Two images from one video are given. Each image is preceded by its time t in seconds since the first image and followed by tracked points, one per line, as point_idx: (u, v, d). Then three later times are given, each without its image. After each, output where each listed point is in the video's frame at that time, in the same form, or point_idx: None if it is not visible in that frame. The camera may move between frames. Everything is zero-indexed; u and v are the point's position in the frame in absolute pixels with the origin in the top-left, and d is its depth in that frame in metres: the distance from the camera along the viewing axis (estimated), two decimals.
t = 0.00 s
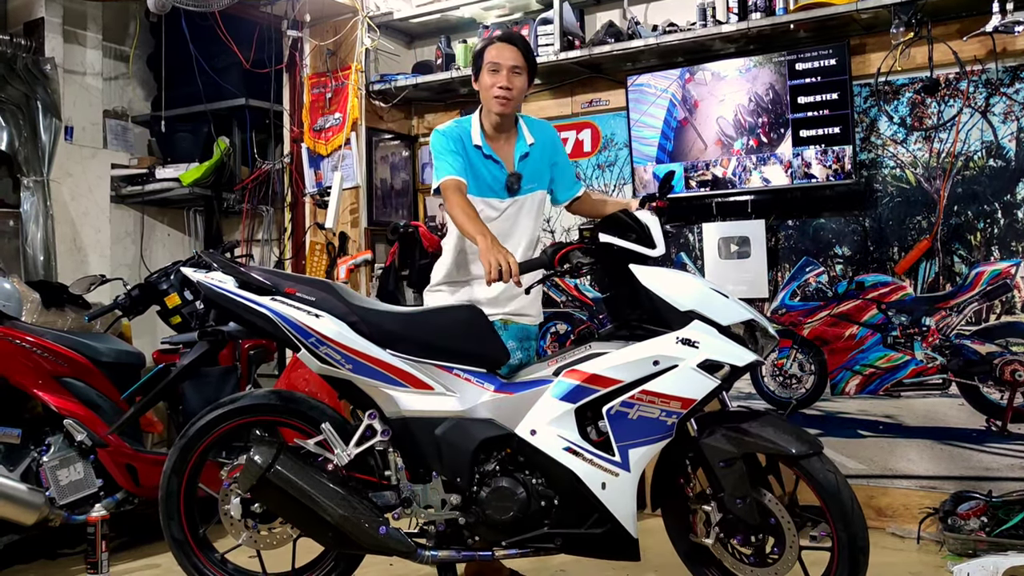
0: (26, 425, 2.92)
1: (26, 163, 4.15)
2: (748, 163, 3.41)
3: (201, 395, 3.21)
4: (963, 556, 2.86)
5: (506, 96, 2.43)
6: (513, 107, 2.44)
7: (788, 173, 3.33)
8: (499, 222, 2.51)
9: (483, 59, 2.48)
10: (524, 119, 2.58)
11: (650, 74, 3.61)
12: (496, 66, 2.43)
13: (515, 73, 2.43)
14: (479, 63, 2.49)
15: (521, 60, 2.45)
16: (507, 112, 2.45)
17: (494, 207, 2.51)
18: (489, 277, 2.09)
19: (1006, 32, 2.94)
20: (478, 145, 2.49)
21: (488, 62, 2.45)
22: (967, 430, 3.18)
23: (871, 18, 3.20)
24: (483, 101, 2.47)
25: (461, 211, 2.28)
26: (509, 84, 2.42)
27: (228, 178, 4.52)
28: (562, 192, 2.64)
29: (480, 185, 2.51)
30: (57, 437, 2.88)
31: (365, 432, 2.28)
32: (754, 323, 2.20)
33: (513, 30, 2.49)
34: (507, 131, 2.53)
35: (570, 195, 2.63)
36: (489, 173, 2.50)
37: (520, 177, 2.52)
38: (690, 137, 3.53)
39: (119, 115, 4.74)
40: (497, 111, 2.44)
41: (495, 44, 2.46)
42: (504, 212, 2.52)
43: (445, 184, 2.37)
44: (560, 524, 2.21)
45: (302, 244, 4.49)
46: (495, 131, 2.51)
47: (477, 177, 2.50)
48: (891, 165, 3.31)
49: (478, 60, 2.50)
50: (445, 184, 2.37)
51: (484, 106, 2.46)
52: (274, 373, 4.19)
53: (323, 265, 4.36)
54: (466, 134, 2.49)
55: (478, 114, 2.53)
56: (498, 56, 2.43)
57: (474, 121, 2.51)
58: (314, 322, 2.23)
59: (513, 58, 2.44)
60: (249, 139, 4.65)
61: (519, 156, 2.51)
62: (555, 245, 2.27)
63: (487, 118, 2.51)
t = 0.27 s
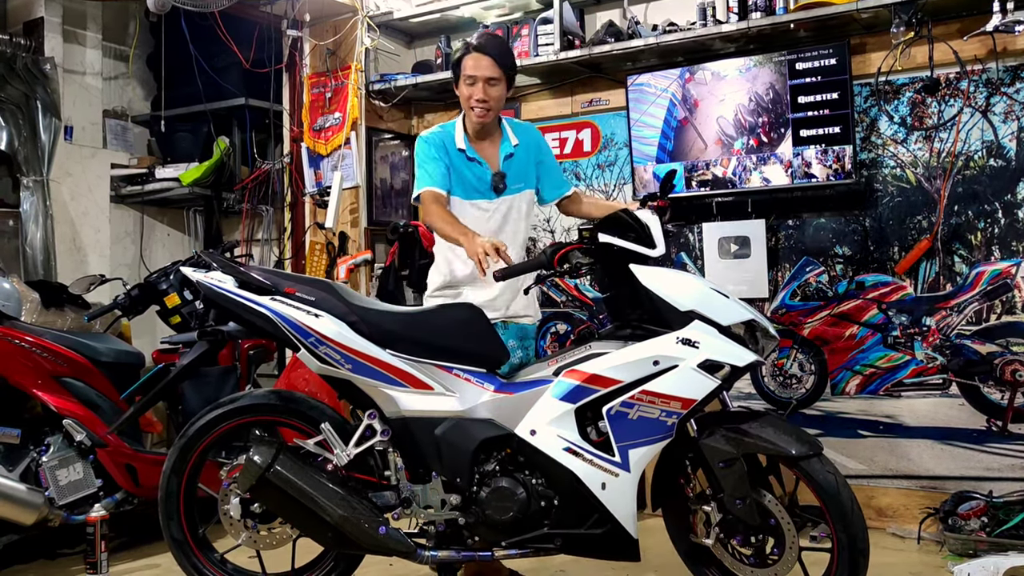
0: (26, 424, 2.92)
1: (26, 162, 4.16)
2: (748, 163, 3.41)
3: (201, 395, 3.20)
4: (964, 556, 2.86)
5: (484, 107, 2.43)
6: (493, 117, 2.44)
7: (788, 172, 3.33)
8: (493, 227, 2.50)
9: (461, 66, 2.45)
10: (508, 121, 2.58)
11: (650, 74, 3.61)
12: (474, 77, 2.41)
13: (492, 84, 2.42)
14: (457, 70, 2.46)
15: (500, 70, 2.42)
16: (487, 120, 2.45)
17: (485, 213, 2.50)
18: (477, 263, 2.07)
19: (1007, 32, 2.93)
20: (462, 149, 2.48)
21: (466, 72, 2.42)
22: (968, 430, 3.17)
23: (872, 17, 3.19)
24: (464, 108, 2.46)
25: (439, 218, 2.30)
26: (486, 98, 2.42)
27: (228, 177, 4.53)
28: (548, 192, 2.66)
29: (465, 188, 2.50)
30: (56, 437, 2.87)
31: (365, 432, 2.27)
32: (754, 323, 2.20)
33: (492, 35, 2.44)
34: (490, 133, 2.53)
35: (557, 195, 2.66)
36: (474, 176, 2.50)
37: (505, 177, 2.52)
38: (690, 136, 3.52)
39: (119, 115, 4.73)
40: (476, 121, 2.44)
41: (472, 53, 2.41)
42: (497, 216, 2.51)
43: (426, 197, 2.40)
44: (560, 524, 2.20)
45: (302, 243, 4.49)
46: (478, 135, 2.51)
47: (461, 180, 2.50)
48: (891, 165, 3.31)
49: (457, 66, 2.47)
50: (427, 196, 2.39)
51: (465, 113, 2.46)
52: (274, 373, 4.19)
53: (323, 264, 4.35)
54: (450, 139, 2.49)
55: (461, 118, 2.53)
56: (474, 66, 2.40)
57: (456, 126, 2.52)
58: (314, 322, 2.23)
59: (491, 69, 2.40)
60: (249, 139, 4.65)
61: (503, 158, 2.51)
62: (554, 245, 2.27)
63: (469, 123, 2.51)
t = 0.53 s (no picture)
0: (26, 425, 2.92)
1: (25, 163, 4.18)
2: (748, 164, 3.40)
3: (201, 396, 3.20)
4: (963, 556, 2.86)
5: (454, 121, 2.46)
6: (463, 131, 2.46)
7: (788, 173, 3.32)
8: (472, 225, 2.53)
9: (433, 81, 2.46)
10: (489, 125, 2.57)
11: (650, 74, 3.61)
12: (441, 91, 2.42)
13: (457, 99, 2.41)
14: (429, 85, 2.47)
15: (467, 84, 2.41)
16: (461, 131, 2.49)
17: (462, 213, 2.53)
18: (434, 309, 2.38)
19: (1007, 32, 2.93)
20: (441, 155, 2.54)
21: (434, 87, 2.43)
22: (968, 431, 3.17)
23: (871, 18, 3.19)
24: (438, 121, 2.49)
25: (404, 245, 2.48)
26: (452, 113, 2.43)
27: (228, 178, 4.50)
28: (542, 189, 2.63)
29: (446, 195, 2.54)
30: (56, 438, 2.87)
31: (365, 433, 2.27)
32: (754, 324, 2.20)
33: (457, 46, 2.41)
34: (471, 137, 2.55)
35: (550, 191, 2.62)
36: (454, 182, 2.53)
37: (484, 179, 2.53)
38: (690, 137, 3.52)
39: (118, 115, 4.72)
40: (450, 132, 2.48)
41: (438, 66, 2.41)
42: (474, 214, 2.53)
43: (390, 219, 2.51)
44: (560, 525, 2.20)
45: (302, 243, 4.49)
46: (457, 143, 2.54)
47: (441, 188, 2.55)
48: (891, 165, 3.31)
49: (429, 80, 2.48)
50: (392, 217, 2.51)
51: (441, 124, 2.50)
52: (274, 373, 4.18)
53: (323, 265, 4.35)
54: (427, 150, 2.54)
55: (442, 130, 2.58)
56: (438, 82, 2.41)
57: (435, 135, 2.57)
58: (314, 323, 2.23)
59: (457, 84, 2.40)
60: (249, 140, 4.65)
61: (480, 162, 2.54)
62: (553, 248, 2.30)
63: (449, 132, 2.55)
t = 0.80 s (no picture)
0: (23, 425, 2.92)
1: (23, 163, 4.22)
2: (747, 163, 3.40)
3: (198, 396, 3.20)
4: (962, 557, 2.86)
5: (423, 127, 2.63)
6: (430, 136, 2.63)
7: (787, 173, 3.32)
8: (446, 223, 2.71)
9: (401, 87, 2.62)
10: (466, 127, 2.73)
11: (649, 74, 3.60)
12: (410, 98, 2.59)
13: (421, 105, 2.59)
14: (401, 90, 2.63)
15: (428, 90, 2.57)
16: (433, 136, 2.67)
17: (436, 212, 2.72)
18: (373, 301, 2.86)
19: (1006, 31, 2.92)
20: (416, 158, 2.75)
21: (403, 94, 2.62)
22: (967, 431, 3.17)
23: (870, 17, 3.18)
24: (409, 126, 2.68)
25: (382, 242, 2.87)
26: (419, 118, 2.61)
27: (226, 178, 4.47)
28: (524, 187, 2.73)
29: (420, 195, 2.74)
30: (53, 438, 2.86)
31: (362, 434, 2.26)
32: (753, 324, 2.19)
33: (423, 56, 2.56)
34: (444, 140, 2.72)
35: (531, 190, 2.72)
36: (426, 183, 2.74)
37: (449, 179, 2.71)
38: (689, 137, 3.52)
39: (117, 115, 4.72)
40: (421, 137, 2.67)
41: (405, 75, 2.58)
42: (447, 213, 2.71)
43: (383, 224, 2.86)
44: (558, 526, 2.20)
45: (301, 243, 4.48)
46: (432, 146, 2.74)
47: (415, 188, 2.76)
48: (890, 165, 3.30)
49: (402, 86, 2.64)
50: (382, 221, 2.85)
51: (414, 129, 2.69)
52: (272, 373, 4.18)
53: (321, 265, 4.33)
54: (403, 152, 2.77)
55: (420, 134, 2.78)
56: (407, 91, 2.58)
57: (413, 138, 2.78)
58: (310, 324, 2.22)
59: (425, 92, 2.56)
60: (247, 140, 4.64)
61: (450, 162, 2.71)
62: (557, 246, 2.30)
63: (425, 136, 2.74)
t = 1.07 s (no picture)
0: (21, 425, 2.90)
1: (21, 162, 4.17)
2: (748, 162, 3.38)
3: (196, 396, 3.19)
4: (964, 557, 2.84)
5: (408, 123, 2.68)
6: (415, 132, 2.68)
7: (788, 172, 3.30)
8: (429, 220, 2.74)
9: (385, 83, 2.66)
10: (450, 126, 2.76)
11: (649, 72, 3.58)
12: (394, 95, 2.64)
13: (406, 101, 2.63)
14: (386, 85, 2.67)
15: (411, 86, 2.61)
16: (417, 133, 2.71)
17: (420, 210, 2.76)
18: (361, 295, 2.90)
19: (1008, 29, 2.91)
20: (401, 157, 2.79)
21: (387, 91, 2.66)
22: (969, 431, 3.16)
23: (871, 15, 3.17)
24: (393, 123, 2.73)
25: (372, 241, 2.91)
26: (404, 115, 2.65)
27: (225, 177, 4.48)
28: (502, 189, 2.73)
29: (404, 194, 2.78)
30: (50, 438, 2.84)
31: (361, 435, 2.24)
32: (753, 323, 2.19)
33: (406, 53, 2.61)
34: (429, 137, 2.75)
35: (508, 192, 2.71)
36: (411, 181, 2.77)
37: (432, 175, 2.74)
38: (689, 135, 3.50)
39: (115, 113, 4.72)
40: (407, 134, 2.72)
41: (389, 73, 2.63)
42: (431, 211, 2.74)
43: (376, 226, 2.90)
44: (559, 526, 2.18)
45: (300, 242, 4.47)
46: (417, 144, 2.78)
47: (400, 186, 2.79)
48: (891, 164, 3.29)
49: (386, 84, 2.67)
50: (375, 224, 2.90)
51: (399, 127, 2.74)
52: (271, 373, 4.17)
53: (320, 264, 4.31)
54: (389, 152, 2.82)
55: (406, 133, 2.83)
56: (390, 87, 2.64)
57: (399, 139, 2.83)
58: (309, 323, 2.21)
59: (408, 88, 2.61)
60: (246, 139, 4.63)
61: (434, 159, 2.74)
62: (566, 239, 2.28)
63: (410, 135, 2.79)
